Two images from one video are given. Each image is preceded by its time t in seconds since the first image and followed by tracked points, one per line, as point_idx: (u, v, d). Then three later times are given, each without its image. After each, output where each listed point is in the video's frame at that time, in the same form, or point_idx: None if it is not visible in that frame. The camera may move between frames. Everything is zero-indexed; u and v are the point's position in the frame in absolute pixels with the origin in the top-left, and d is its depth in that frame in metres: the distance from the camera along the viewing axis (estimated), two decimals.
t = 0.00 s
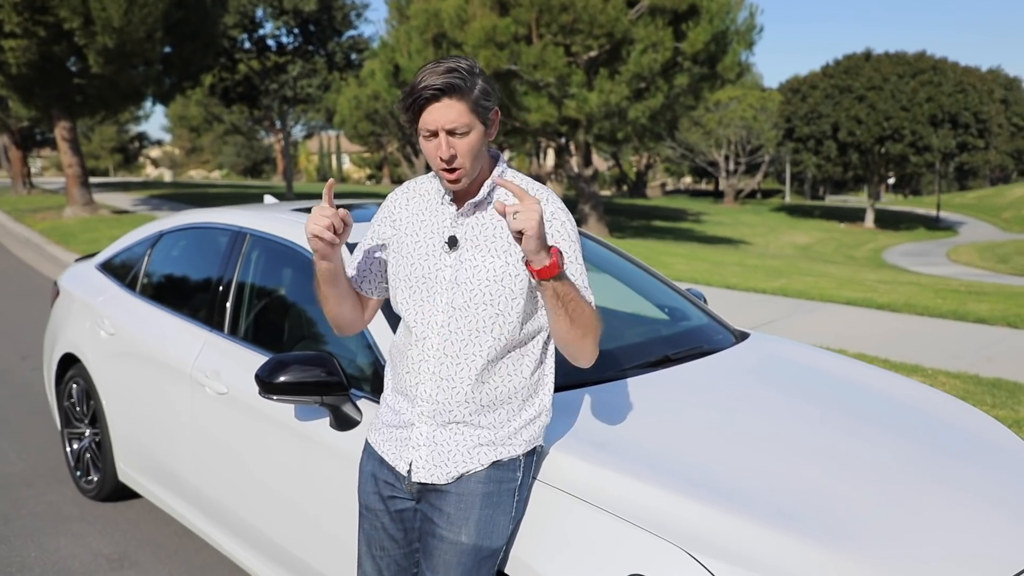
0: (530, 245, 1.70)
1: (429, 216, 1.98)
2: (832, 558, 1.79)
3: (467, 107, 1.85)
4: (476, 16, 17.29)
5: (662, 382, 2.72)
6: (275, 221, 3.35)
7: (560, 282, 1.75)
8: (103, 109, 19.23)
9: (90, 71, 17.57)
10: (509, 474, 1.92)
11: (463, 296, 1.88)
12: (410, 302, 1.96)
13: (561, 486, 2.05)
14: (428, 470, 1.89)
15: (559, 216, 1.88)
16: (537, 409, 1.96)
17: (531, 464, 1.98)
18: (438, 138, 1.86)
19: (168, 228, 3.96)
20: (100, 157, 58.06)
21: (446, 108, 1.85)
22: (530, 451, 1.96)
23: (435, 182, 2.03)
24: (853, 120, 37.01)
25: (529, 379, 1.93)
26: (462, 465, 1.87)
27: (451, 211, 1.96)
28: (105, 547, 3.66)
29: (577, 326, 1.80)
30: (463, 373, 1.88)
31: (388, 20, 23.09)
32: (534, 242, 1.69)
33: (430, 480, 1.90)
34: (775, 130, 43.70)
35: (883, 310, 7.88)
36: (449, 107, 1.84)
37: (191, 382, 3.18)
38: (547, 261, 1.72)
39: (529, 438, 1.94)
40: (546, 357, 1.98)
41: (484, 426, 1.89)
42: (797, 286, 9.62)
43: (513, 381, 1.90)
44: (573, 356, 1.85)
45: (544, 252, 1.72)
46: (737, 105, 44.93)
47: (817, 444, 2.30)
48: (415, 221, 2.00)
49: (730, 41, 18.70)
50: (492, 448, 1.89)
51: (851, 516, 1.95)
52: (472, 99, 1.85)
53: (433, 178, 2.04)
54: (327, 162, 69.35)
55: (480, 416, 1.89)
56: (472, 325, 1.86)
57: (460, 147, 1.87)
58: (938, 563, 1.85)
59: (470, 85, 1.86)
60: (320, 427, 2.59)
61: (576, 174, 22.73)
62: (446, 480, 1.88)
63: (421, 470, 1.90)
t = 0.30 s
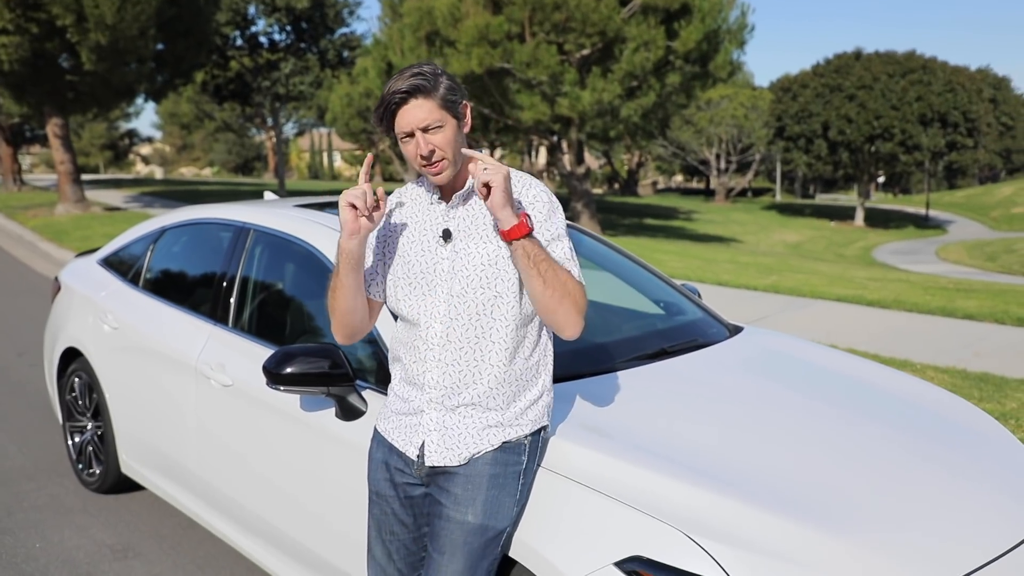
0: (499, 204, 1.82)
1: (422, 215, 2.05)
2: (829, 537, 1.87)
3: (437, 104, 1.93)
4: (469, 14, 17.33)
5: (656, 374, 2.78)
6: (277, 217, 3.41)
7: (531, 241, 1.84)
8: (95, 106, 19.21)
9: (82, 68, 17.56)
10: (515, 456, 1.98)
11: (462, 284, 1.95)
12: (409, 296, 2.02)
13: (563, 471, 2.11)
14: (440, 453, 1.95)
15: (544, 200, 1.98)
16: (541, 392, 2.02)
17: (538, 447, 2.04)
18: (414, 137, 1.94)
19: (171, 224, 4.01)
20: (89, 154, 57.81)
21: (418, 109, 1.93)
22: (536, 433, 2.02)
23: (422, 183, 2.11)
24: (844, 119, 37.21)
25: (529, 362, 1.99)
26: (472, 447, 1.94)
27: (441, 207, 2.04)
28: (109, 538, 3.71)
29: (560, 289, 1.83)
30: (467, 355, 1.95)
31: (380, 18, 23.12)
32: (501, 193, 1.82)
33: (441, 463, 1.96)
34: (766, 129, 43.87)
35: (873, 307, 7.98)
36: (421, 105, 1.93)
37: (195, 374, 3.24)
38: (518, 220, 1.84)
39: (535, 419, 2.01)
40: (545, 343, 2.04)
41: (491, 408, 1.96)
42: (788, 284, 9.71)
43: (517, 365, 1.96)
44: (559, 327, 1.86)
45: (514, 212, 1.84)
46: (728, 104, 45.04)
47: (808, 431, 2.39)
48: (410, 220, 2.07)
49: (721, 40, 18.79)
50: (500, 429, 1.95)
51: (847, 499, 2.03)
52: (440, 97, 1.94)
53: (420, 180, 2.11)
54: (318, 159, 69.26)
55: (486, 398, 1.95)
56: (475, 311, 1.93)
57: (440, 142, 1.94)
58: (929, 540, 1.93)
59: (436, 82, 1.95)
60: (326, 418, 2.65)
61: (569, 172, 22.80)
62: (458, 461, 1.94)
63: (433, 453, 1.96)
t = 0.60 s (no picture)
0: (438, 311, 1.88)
1: (417, 216, 2.07)
2: (822, 521, 1.92)
3: (435, 96, 2.01)
4: (459, 12, 17.34)
5: (650, 367, 2.82)
6: (275, 213, 3.45)
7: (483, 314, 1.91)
8: (85, 105, 19.16)
9: (71, 67, 17.49)
10: (525, 442, 2.01)
11: (461, 279, 1.97)
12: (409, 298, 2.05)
13: (563, 462, 2.13)
14: (453, 443, 1.97)
15: (535, 194, 2.01)
16: (544, 380, 2.07)
17: (545, 433, 2.08)
18: (414, 126, 2.00)
19: (168, 222, 4.03)
20: (77, 154, 57.47)
21: (419, 98, 2.00)
22: (542, 419, 2.05)
23: (417, 183, 2.13)
24: (833, 116, 37.37)
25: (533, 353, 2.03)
26: (482, 434, 1.96)
27: (434, 206, 2.06)
28: (109, 533, 3.73)
29: (540, 313, 1.91)
30: (474, 350, 1.98)
31: (370, 17, 23.12)
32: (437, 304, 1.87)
33: (454, 452, 1.98)
34: (756, 126, 44.04)
35: (863, 302, 8.05)
36: (418, 96, 2.00)
37: (195, 371, 3.27)
38: (461, 311, 1.91)
39: (542, 406, 2.05)
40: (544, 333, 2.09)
41: (499, 396, 2.00)
42: (779, 280, 9.78)
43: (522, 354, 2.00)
44: (551, 332, 1.92)
45: (453, 306, 1.90)
46: (717, 101, 45.15)
47: (798, 420, 2.44)
48: (406, 221, 2.09)
49: (711, 37, 18.82)
50: (510, 416, 1.99)
51: (839, 486, 2.09)
52: (439, 89, 2.01)
53: (413, 181, 2.14)
54: (308, 158, 69.14)
55: (493, 388, 1.99)
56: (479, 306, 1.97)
57: (437, 132, 1.99)
58: (916, 523, 1.99)
59: (434, 79, 2.02)
60: (327, 413, 2.68)
61: (560, 170, 22.83)
62: (469, 449, 1.97)
63: (447, 443, 1.98)
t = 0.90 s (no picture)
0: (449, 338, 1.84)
1: (427, 218, 2.06)
2: (815, 515, 1.95)
3: (459, 100, 1.99)
4: (457, 13, 17.40)
5: (647, 366, 2.85)
6: (276, 214, 3.48)
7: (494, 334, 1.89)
8: (84, 107, 19.21)
9: (71, 68, 17.53)
10: (524, 446, 2.00)
11: (469, 287, 1.97)
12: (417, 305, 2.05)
13: (564, 459, 2.15)
14: (452, 449, 1.96)
15: (548, 206, 2.01)
16: (544, 386, 2.05)
17: (542, 436, 2.07)
18: (436, 130, 1.98)
19: (170, 223, 4.07)
20: (76, 155, 57.48)
21: (441, 100, 1.98)
22: (540, 423, 2.05)
23: (429, 183, 2.11)
24: (831, 117, 37.46)
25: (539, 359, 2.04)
26: (483, 440, 1.95)
27: (447, 210, 2.05)
28: (111, 531, 3.77)
29: (550, 330, 1.92)
30: (475, 359, 1.97)
31: (369, 19, 23.19)
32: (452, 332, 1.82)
33: (454, 458, 1.96)
34: (754, 128, 44.11)
35: (860, 303, 8.09)
36: (441, 98, 1.98)
37: (197, 370, 3.30)
38: (472, 332, 1.87)
39: (540, 410, 2.05)
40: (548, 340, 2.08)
41: (500, 403, 1.98)
42: (776, 281, 9.82)
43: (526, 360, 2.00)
44: (558, 346, 1.95)
45: (464, 328, 1.86)
46: (716, 103, 45.23)
47: (793, 418, 2.48)
48: (416, 223, 2.08)
49: (709, 40, 18.87)
50: (509, 422, 1.97)
51: (833, 482, 2.12)
52: (462, 94, 2.00)
53: (426, 180, 2.12)
54: (306, 160, 69.21)
55: (495, 393, 1.98)
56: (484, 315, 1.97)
57: (457, 137, 1.98)
58: (908, 517, 2.03)
59: (457, 82, 2.00)
60: (328, 411, 2.72)
61: (558, 172, 22.87)
62: (468, 455, 1.95)
63: (446, 449, 1.97)
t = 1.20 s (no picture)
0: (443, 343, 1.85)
1: (436, 221, 2.04)
2: (804, 510, 1.98)
3: (485, 119, 1.92)
4: (458, 13, 17.46)
5: (640, 364, 2.87)
6: (275, 213, 3.52)
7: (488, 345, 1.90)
8: (86, 105, 19.25)
9: (73, 67, 17.56)
10: (515, 446, 2.04)
11: (469, 302, 1.95)
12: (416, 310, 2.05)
13: (554, 454, 2.18)
14: (446, 452, 1.99)
15: (561, 231, 1.97)
16: (537, 392, 2.08)
17: (532, 436, 2.10)
18: (458, 147, 1.92)
19: (169, 221, 4.10)
20: (78, 154, 57.53)
21: (466, 120, 1.91)
22: (529, 425, 2.09)
23: (445, 184, 2.08)
24: (832, 118, 37.47)
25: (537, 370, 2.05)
26: (476, 443, 1.98)
27: (458, 218, 2.02)
28: (110, 526, 3.80)
29: (543, 352, 1.93)
30: (471, 369, 1.98)
31: (371, 18, 23.23)
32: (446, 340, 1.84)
33: (447, 461, 1.99)
34: (755, 128, 44.11)
35: (857, 303, 8.11)
36: (468, 118, 1.91)
37: (195, 367, 3.33)
38: (466, 341, 1.88)
39: (532, 412, 2.08)
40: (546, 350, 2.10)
41: (494, 409, 2.01)
42: (774, 281, 9.84)
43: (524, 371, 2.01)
44: (554, 368, 1.96)
45: (459, 337, 1.87)
46: (717, 103, 45.23)
47: (783, 415, 2.51)
48: (425, 224, 2.06)
49: (709, 40, 18.88)
50: (502, 424, 2.01)
51: (822, 478, 2.15)
52: (491, 111, 1.92)
53: (441, 183, 2.08)
54: (308, 159, 69.28)
55: (490, 399, 2.01)
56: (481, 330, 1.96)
57: (479, 158, 1.93)
58: (897, 513, 2.05)
59: (487, 101, 1.92)
60: (324, 407, 2.75)
61: (558, 171, 22.88)
62: (461, 458, 1.98)
63: (440, 452, 2.00)
